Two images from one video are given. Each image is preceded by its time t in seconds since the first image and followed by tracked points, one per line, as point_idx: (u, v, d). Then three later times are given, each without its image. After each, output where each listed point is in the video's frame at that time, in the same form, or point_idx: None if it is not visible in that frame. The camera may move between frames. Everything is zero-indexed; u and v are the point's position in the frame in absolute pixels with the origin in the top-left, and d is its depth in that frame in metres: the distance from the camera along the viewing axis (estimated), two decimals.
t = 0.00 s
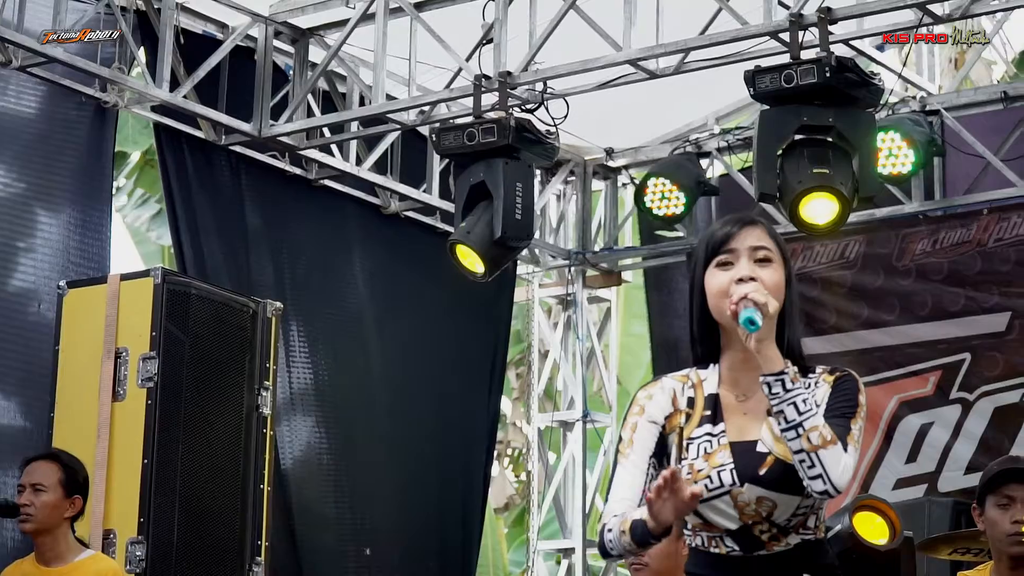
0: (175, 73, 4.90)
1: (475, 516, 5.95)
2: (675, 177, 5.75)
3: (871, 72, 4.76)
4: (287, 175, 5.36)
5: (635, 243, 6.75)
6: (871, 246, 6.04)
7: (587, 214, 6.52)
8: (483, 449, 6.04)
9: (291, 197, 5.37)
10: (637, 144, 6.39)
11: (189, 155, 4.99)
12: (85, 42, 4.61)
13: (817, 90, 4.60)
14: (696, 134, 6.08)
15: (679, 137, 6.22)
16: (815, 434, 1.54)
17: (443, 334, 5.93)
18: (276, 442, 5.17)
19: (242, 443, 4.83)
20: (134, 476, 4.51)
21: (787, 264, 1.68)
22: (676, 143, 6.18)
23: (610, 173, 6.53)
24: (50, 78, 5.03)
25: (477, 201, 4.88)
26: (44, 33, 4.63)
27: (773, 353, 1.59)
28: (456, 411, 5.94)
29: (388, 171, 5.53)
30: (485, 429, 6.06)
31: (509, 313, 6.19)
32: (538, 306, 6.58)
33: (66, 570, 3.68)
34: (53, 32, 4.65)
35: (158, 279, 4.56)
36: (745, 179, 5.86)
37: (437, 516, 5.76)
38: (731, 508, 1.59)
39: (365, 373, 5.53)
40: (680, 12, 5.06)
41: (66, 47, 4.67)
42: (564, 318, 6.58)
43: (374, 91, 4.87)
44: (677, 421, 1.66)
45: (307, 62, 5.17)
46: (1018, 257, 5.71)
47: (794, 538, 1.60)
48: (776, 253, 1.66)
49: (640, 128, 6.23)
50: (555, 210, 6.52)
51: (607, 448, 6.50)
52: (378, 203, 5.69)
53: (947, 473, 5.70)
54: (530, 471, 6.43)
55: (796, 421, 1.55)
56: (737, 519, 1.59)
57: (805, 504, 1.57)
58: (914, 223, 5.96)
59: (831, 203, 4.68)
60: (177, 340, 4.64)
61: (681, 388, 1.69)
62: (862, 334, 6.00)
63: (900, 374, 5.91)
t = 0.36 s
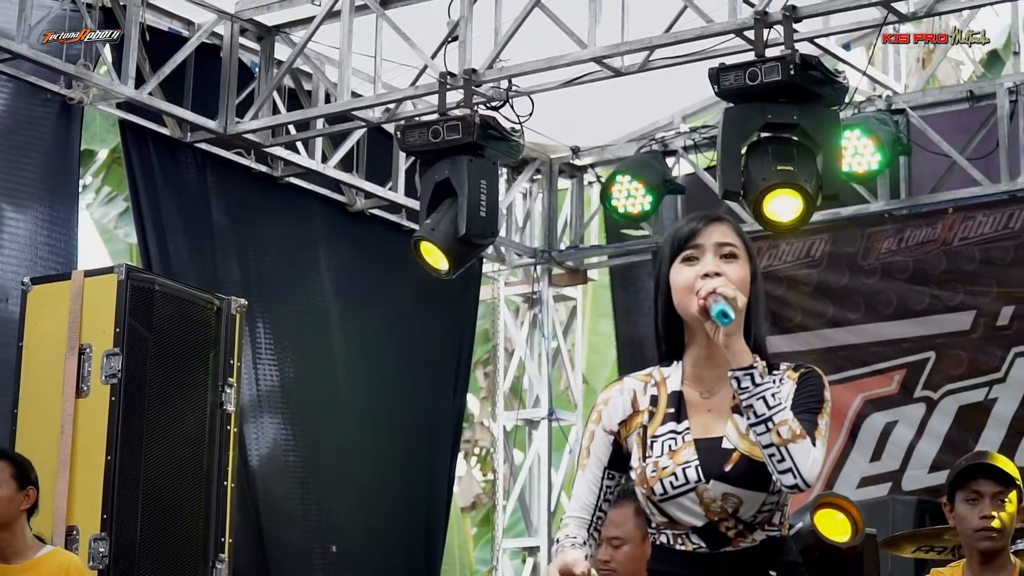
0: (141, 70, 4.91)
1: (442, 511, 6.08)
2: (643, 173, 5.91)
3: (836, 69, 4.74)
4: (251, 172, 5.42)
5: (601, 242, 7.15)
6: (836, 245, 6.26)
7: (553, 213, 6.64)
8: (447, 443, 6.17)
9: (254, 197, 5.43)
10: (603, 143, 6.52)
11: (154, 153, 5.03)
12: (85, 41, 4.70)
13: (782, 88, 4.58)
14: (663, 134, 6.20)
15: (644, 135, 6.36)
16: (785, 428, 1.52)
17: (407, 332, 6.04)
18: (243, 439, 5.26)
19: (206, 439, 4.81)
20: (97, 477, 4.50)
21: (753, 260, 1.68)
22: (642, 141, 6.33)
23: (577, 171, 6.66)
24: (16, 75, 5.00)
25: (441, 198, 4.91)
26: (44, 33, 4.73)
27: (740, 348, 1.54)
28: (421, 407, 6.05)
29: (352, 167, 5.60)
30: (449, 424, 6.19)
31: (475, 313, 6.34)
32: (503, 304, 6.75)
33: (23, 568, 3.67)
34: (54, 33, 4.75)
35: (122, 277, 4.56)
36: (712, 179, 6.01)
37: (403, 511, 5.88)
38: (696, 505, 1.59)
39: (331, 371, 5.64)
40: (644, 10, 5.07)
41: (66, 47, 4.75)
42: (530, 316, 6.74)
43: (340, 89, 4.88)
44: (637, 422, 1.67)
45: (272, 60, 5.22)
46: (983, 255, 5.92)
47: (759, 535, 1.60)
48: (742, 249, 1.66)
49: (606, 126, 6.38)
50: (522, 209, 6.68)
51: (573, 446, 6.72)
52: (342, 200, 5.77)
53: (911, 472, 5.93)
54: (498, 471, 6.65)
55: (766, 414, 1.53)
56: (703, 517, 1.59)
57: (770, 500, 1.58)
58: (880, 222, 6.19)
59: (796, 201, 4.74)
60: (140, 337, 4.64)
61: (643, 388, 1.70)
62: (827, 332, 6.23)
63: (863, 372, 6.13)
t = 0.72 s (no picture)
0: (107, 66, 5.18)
1: (404, 506, 6.47)
2: (609, 172, 6.47)
3: (800, 68, 4.76)
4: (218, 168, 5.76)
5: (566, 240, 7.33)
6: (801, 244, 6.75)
7: (520, 212, 7.22)
8: (407, 442, 6.54)
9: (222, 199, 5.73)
10: (569, 142, 7.05)
11: (120, 149, 5.34)
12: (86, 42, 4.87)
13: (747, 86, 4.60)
14: (629, 132, 6.74)
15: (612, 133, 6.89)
16: (735, 425, 1.70)
17: (367, 333, 6.40)
18: (209, 438, 5.55)
19: (169, 436, 4.80)
20: (62, 467, 4.49)
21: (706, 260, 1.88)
22: (608, 140, 6.87)
23: (543, 170, 7.23)
24: None
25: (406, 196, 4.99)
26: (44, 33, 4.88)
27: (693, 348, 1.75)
28: (381, 407, 6.41)
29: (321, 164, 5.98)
30: (413, 423, 6.57)
31: (440, 310, 6.76)
32: (469, 301, 7.28)
33: None
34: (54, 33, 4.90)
35: (87, 273, 4.57)
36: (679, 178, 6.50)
37: (363, 509, 6.24)
38: (652, 505, 1.75)
39: (296, 373, 5.96)
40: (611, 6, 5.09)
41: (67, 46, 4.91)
42: (495, 315, 7.30)
43: (306, 85, 4.92)
44: (594, 420, 1.87)
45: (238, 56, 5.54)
46: (947, 255, 6.39)
47: (716, 533, 1.76)
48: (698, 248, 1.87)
49: (581, 124, 6.86)
50: (490, 206, 7.24)
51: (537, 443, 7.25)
52: (310, 198, 6.16)
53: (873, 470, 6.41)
54: (463, 470, 7.07)
55: (717, 411, 1.70)
56: (658, 515, 1.76)
57: (722, 500, 1.74)
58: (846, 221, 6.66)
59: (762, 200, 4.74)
60: (106, 333, 4.63)
61: (600, 387, 1.89)
62: (791, 329, 6.72)
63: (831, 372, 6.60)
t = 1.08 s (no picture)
0: (75, 64, 5.45)
1: (373, 502, 6.73)
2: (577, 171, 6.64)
3: (768, 67, 4.85)
4: (187, 166, 6.02)
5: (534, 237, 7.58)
6: (769, 243, 6.94)
7: (487, 213, 7.31)
8: (376, 440, 6.79)
9: (183, 210, 5.97)
10: (539, 140, 7.23)
11: (88, 147, 5.62)
12: (85, 41, 5.18)
13: (714, 84, 4.66)
14: (598, 131, 6.93)
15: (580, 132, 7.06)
16: (688, 422, 1.76)
17: (334, 335, 6.64)
18: (175, 439, 5.80)
19: (138, 434, 4.80)
20: (28, 463, 4.49)
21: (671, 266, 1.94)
22: (578, 138, 7.03)
23: (512, 169, 7.33)
24: None
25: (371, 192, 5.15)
26: (45, 33, 5.21)
27: (652, 340, 1.80)
28: (349, 407, 6.67)
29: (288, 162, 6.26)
30: (381, 423, 6.81)
31: (409, 309, 7.00)
32: (437, 301, 7.39)
33: None
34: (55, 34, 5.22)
35: (53, 269, 4.57)
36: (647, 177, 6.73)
37: (331, 507, 6.50)
38: (609, 501, 1.81)
39: (262, 375, 6.23)
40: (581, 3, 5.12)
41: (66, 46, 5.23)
42: (463, 313, 7.41)
43: (273, 83, 5.04)
44: (549, 417, 1.90)
45: (206, 54, 5.85)
46: (914, 254, 6.57)
47: (671, 527, 1.82)
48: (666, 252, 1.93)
49: (548, 122, 7.03)
50: (460, 205, 7.33)
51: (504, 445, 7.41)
52: (278, 195, 6.41)
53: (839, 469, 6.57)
54: (431, 472, 7.23)
55: (673, 406, 1.75)
56: (613, 509, 1.81)
57: (677, 494, 1.80)
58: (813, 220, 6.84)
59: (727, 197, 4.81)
60: (72, 330, 4.63)
61: (553, 384, 1.93)
62: (759, 328, 6.90)
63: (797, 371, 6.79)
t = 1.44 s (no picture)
0: (44, 59, 5.75)
1: (342, 497, 7.13)
2: (547, 170, 6.89)
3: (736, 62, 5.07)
4: (156, 162, 6.40)
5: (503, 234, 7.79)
6: (737, 241, 7.28)
7: (457, 209, 7.61)
8: (345, 438, 7.20)
9: (160, 208, 6.41)
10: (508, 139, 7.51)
11: (57, 145, 6.02)
12: (85, 41, 5.75)
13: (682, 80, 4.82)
14: (567, 129, 7.14)
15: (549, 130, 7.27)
16: (666, 420, 1.94)
17: (304, 335, 7.04)
18: (143, 436, 6.24)
19: (105, 430, 4.81)
20: None
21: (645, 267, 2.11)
22: (547, 136, 7.24)
23: (480, 167, 7.63)
24: None
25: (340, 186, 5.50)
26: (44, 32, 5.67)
27: (635, 338, 1.95)
28: (319, 406, 7.07)
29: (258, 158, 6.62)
30: (348, 417, 7.23)
31: (378, 299, 7.43)
32: (407, 296, 7.80)
33: None
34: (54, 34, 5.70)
35: (21, 264, 4.55)
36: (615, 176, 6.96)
37: (300, 503, 6.88)
38: (567, 490, 1.99)
39: (232, 376, 6.62)
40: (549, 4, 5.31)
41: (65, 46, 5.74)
42: (433, 310, 7.77)
43: (242, 80, 5.28)
44: (506, 406, 2.08)
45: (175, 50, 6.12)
46: (882, 252, 6.90)
47: (629, 518, 2.00)
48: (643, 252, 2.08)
49: (518, 121, 7.29)
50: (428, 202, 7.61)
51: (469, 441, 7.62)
52: (247, 192, 6.79)
53: (805, 466, 6.93)
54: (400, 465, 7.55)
55: (653, 404, 1.95)
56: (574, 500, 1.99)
57: (635, 486, 1.98)
58: (782, 218, 7.17)
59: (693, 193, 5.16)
60: (40, 326, 4.61)
61: (511, 373, 2.11)
62: (727, 325, 7.23)
63: (763, 368, 7.12)
